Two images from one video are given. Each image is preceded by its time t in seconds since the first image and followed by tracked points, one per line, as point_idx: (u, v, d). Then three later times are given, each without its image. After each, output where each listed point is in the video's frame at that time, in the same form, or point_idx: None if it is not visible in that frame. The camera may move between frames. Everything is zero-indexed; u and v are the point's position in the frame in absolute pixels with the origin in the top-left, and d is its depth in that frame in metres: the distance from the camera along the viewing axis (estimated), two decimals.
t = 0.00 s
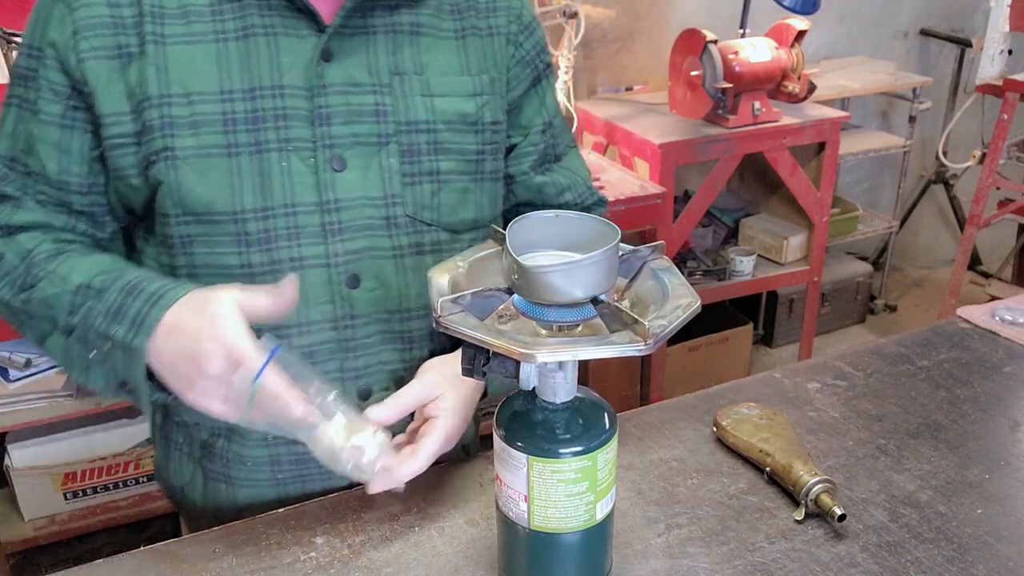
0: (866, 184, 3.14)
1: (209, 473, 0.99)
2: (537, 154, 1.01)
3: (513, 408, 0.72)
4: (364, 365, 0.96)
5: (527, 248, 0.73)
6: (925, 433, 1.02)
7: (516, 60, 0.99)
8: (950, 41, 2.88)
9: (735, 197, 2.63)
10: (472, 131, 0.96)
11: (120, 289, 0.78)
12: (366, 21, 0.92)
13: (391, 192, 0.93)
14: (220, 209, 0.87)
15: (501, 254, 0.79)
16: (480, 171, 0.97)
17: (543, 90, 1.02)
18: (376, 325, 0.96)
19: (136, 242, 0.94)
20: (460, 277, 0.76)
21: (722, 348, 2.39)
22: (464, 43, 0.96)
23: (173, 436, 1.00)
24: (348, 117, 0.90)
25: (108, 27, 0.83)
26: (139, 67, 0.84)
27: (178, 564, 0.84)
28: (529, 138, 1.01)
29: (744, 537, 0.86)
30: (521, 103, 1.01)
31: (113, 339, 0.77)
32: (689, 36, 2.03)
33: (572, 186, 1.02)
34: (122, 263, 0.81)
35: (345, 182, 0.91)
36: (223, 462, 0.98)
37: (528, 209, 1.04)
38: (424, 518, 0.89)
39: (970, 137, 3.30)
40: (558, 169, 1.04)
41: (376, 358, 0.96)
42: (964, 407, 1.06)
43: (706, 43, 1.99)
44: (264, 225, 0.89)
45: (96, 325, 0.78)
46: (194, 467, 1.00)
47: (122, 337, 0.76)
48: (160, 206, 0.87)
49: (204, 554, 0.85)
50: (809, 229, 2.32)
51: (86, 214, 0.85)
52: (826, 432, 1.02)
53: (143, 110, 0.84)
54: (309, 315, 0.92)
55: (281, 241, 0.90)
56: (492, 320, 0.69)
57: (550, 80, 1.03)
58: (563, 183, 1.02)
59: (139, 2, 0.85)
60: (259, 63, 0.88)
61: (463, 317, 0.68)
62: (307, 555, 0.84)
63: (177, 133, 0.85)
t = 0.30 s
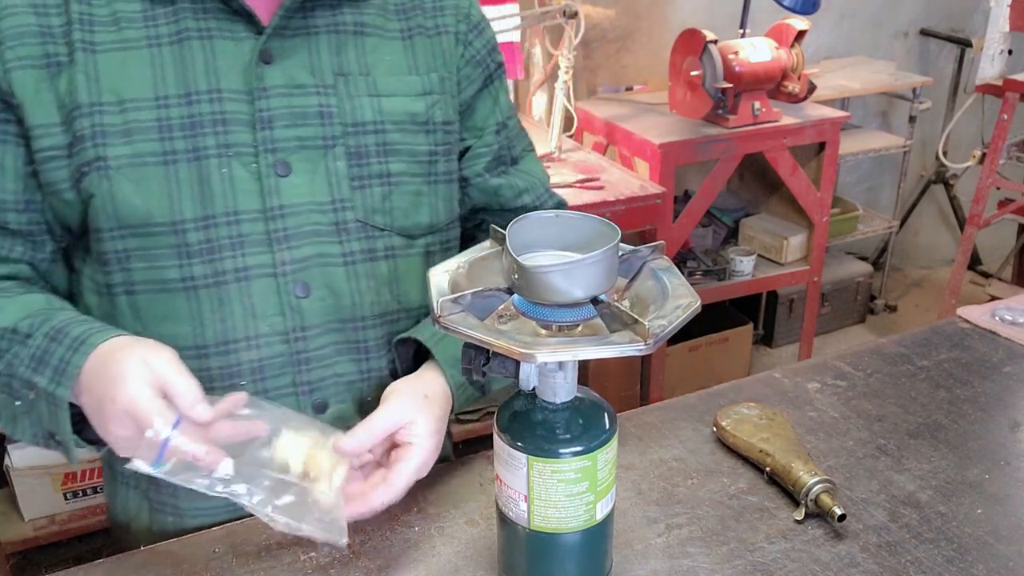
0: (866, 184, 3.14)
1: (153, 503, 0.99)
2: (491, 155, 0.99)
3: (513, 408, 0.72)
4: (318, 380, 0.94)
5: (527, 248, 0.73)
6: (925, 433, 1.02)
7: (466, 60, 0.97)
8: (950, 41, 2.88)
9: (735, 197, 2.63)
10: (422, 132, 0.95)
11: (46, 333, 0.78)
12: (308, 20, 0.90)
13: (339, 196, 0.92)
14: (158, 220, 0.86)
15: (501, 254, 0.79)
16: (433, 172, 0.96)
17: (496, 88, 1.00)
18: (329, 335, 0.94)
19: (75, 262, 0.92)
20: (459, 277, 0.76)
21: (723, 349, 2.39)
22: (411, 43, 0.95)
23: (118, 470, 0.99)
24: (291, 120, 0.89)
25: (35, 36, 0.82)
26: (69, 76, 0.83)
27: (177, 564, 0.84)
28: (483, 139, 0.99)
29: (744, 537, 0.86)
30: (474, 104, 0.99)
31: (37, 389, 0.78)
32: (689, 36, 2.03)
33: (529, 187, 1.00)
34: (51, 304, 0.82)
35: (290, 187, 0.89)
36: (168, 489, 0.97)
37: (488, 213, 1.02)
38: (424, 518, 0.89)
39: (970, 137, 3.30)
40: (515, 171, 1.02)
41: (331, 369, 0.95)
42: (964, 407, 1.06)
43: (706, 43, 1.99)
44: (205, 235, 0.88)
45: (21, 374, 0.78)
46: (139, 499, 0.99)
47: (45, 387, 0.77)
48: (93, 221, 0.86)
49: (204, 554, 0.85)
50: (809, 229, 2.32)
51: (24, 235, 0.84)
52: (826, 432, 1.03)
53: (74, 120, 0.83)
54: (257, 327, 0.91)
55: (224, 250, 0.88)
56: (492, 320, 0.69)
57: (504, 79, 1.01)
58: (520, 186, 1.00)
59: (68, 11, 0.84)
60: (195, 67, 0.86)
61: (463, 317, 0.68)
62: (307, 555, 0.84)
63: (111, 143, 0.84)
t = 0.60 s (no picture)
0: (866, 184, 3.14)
1: (108, 524, 0.92)
2: (456, 164, 0.94)
3: (513, 408, 0.72)
4: (278, 392, 0.89)
5: (527, 248, 0.73)
6: (925, 433, 1.02)
7: (431, 68, 0.92)
8: (950, 41, 2.88)
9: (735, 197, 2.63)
10: (386, 139, 0.89)
11: (34, 354, 0.76)
12: (266, 26, 0.86)
13: (300, 204, 0.86)
14: (110, 229, 0.81)
15: (501, 254, 0.79)
16: (397, 180, 0.91)
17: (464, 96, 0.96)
18: (290, 347, 0.88)
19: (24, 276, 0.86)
20: (460, 278, 0.76)
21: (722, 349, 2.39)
22: (374, 50, 0.90)
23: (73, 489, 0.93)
24: (248, 126, 0.84)
25: None
26: (16, 81, 0.79)
27: (177, 565, 0.84)
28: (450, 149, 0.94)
29: (744, 537, 0.86)
30: (439, 112, 0.94)
31: (28, 409, 0.76)
32: (689, 36, 2.03)
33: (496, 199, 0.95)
34: (32, 326, 0.78)
35: (248, 195, 0.84)
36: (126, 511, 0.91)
37: (453, 225, 0.97)
38: (424, 518, 0.89)
39: (970, 137, 3.30)
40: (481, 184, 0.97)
41: (292, 383, 0.89)
42: (964, 407, 1.06)
43: (706, 43, 2.00)
44: (159, 245, 0.82)
45: (10, 394, 0.76)
46: (95, 520, 0.93)
47: (38, 408, 0.75)
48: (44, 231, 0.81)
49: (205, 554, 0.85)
50: (809, 229, 2.32)
51: None
52: (826, 432, 1.03)
53: (22, 126, 0.78)
54: (214, 339, 0.85)
55: (180, 260, 0.83)
56: (492, 320, 0.69)
57: (469, 87, 0.97)
58: (486, 197, 0.95)
59: (14, 13, 0.79)
60: (149, 72, 0.82)
61: (463, 317, 0.68)
62: (306, 555, 0.84)
63: (59, 150, 0.79)
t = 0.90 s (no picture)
0: (866, 184, 3.14)
1: (76, 533, 0.90)
2: (438, 174, 0.93)
3: (514, 408, 0.72)
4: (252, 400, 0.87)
5: (527, 248, 0.73)
6: (925, 433, 1.02)
7: (416, 76, 0.90)
8: (950, 41, 2.88)
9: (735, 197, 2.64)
10: (368, 147, 0.87)
11: (12, 348, 0.75)
12: (250, 31, 0.83)
13: (278, 210, 0.84)
14: (84, 232, 0.79)
15: (501, 254, 0.79)
16: (379, 188, 0.88)
17: (449, 106, 0.94)
18: (266, 355, 0.86)
19: None
20: (459, 277, 0.76)
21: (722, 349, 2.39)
22: (359, 57, 0.88)
23: (44, 495, 0.91)
24: (227, 131, 0.82)
25: None
26: None
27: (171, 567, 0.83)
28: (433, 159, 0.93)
29: (744, 537, 0.86)
30: (423, 120, 0.93)
31: (4, 405, 0.75)
32: (689, 36, 2.03)
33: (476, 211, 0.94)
34: (10, 324, 0.78)
35: (225, 201, 0.82)
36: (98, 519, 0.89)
37: (436, 238, 0.96)
38: (424, 519, 0.89)
39: (970, 137, 3.30)
40: (462, 195, 0.96)
41: (266, 392, 0.87)
42: (964, 407, 1.06)
43: (706, 43, 1.99)
44: (134, 249, 0.80)
45: None
46: (61, 528, 0.91)
47: (16, 403, 0.74)
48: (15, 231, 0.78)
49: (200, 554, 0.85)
50: (809, 229, 2.32)
51: None
52: (826, 431, 1.03)
53: None
54: (188, 346, 0.83)
55: (154, 265, 0.81)
56: (492, 320, 0.69)
57: (455, 97, 0.95)
58: (468, 208, 0.94)
59: None
60: (128, 73, 0.79)
61: (463, 317, 0.68)
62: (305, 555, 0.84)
63: (33, 150, 0.77)
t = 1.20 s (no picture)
0: (866, 184, 3.14)
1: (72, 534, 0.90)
2: (435, 178, 0.93)
3: (514, 408, 0.72)
4: (248, 403, 0.86)
5: (527, 248, 0.73)
6: (925, 433, 1.02)
7: (415, 79, 0.90)
8: (950, 41, 2.88)
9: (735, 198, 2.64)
10: (366, 149, 0.87)
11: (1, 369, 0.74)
12: (250, 33, 0.83)
13: (275, 212, 0.84)
14: (81, 232, 0.79)
15: (501, 254, 0.79)
16: (376, 191, 0.88)
17: (448, 110, 0.94)
18: (261, 357, 0.86)
19: None
20: (459, 278, 0.76)
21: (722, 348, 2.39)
22: (358, 60, 0.88)
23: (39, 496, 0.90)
24: (225, 133, 0.82)
25: None
26: None
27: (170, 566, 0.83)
28: (431, 163, 0.93)
29: (744, 537, 0.86)
30: (421, 124, 0.93)
31: None
32: (689, 36, 2.03)
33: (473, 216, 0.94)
34: (4, 340, 0.77)
35: (222, 202, 0.82)
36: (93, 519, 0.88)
37: (432, 243, 0.97)
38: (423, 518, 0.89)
39: (970, 137, 3.30)
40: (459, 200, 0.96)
41: (262, 394, 0.87)
42: (964, 407, 1.06)
43: (706, 43, 2.00)
44: (131, 249, 0.80)
45: None
46: (58, 530, 0.90)
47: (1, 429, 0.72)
48: (11, 230, 0.78)
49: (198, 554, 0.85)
50: (809, 229, 2.32)
51: None
52: (826, 431, 1.03)
53: None
54: (183, 346, 0.83)
55: (151, 265, 0.81)
56: (492, 320, 0.69)
57: (453, 101, 0.95)
58: (464, 213, 0.94)
59: None
60: (126, 72, 0.79)
61: (463, 317, 0.68)
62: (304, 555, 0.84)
63: (31, 149, 0.77)
